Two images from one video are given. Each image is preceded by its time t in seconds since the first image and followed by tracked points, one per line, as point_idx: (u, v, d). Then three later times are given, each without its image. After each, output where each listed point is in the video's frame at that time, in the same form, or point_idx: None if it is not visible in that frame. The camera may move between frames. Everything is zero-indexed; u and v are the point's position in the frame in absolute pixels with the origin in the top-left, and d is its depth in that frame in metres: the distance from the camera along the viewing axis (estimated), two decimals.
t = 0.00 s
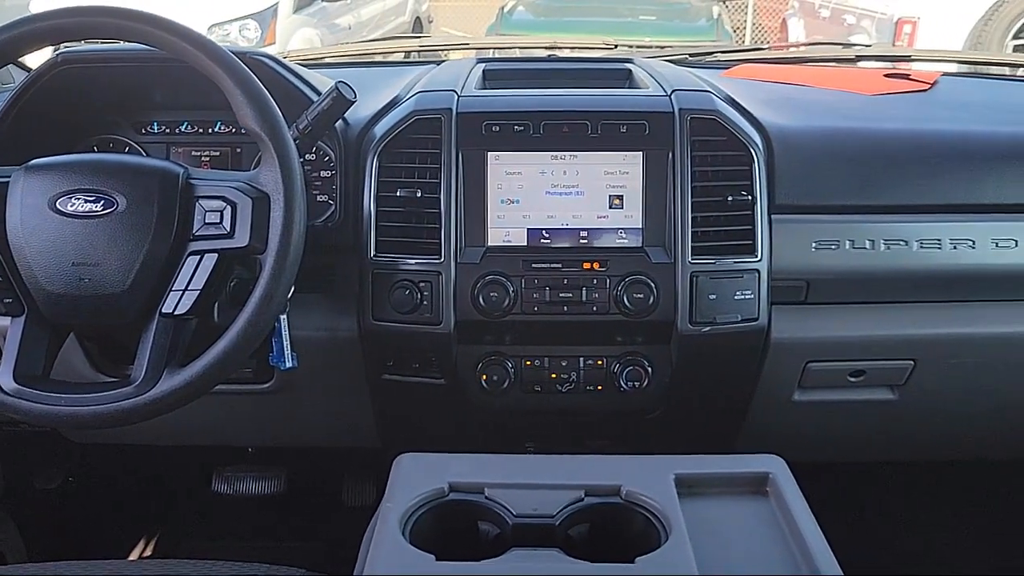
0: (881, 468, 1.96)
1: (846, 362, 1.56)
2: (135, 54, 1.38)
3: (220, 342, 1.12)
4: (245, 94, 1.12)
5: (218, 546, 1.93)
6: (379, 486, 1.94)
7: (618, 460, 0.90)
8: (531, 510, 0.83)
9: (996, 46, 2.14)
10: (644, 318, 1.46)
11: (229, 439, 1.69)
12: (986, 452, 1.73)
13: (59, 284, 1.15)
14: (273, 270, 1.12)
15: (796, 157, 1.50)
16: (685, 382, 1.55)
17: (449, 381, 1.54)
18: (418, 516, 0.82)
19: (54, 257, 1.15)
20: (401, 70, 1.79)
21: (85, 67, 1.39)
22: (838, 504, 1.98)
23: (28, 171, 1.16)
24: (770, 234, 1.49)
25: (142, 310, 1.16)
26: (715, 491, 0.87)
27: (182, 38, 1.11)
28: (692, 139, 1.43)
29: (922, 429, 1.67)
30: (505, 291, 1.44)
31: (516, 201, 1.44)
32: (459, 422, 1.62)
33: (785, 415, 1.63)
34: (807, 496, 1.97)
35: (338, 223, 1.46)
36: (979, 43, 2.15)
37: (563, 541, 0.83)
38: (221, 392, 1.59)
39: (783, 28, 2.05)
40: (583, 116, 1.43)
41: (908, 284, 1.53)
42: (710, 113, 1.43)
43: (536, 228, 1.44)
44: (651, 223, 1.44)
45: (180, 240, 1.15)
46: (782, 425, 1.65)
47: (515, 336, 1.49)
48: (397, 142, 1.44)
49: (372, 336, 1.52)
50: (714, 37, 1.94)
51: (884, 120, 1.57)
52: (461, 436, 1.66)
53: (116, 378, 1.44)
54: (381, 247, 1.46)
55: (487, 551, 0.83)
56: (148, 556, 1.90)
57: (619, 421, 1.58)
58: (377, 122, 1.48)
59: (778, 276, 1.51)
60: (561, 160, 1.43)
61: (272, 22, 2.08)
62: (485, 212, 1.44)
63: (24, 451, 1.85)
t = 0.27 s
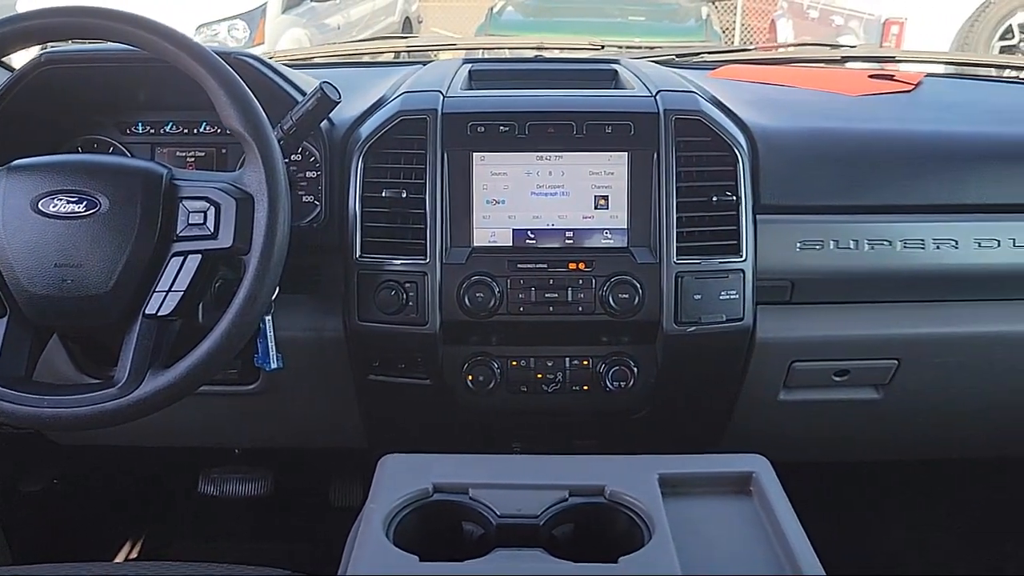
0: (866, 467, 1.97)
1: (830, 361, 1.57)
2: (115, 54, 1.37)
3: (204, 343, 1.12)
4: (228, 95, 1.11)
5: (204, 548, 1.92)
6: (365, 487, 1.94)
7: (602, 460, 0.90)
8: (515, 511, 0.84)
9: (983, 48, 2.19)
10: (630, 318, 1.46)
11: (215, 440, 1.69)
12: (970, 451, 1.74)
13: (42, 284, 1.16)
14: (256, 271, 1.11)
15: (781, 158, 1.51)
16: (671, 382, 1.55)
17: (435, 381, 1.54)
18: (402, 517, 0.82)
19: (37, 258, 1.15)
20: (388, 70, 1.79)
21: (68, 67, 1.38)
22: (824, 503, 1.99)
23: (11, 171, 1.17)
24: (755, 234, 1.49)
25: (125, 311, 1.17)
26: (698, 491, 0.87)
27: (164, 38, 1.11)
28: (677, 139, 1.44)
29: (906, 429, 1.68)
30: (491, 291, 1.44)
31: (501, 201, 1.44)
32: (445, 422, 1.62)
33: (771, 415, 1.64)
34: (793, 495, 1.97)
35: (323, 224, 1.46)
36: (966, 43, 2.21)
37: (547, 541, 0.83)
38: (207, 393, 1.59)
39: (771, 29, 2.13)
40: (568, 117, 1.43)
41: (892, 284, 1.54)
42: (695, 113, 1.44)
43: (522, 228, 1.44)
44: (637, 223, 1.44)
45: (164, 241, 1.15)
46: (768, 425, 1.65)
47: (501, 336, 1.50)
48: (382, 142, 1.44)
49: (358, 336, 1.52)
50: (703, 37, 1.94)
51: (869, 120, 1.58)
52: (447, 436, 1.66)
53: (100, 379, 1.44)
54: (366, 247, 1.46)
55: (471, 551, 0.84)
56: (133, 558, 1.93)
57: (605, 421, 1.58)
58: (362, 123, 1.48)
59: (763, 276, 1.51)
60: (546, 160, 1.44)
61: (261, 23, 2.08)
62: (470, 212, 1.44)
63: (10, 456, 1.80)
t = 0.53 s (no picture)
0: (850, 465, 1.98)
1: (813, 360, 1.58)
2: (97, 54, 1.37)
3: (186, 345, 1.12)
4: (210, 95, 1.11)
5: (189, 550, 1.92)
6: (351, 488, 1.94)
7: (586, 460, 0.91)
8: (498, 512, 0.84)
9: (968, 48, 2.17)
10: (615, 318, 1.47)
11: (199, 442, 1.69)
12: (952, 450, 1.75)
13: (24, 285, 1.17)
14: (239, 273, 1.11)
15: (765, 158, 1.51)
16: (655, 382, 1.56)
17: (420, 382, 1.54)
18: (385, 518, 0.82)
19: (20, 259, 1.17)
20: (372, 70, 1.79)
21: (50, 68, 1.38)
22: (809, 502, 1.99)
23: None
24: (738, 235, 1.50)
25: (107, 312, 1.17)
26: (681, 491, 0.87)
27: (143, 38, 1.10)
28: (661, 140, 1.44)
29: (890, 427, 1.69)
30: (475, 292, 1.44)
31: (486, 202, 1.44)
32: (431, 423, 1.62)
33: (755, 415, 1.64)
34: (778, 494, 1.98)
35: (307, 225, 1.47)
36: (953, 43, 2.18)
37: (529, 540, 0.84)
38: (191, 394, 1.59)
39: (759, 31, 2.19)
40: (552, 117, 1.43)
41: (875, 284, 1.54)
42: (678, 114, 1.44)
43: (506, 229, 1.44)
44: (621, 223, 1.45)
45: (146, 241, 1.15)
46: (752, 425, 1.66)
47: (486, 336, 1.49)
48: (366, 143, 1.44)
49: (343, 337, 1.52)
50: (690, 38, 1.95)
51: (851, 121, 1.59)
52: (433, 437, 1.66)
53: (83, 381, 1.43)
54: (351, 248, 1.46)
55: (454, 552, 0.84)
56: (118, 561, 1.90)
57: (590, 421, 1.59)
58: (346, 123, 1.48)
59: (747, 276, 1.52)
60: (531, 161, 1.44)
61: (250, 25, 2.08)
62: (455, 213, 1.44)
63: None
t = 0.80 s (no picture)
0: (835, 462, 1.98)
1: (796, 358, 1.58)
2: (77, 53, 1.36)
3: (167, 344, 1.12)
4: (189, 93, 1.11)
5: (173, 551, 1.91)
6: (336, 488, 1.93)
7: (568, 458, 0.91)
8: (479, 510, 0.84)
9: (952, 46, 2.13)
10: (599, 316, 1.47)
11: (182, 442, 1.68)
12: (935, 446, 1.76)
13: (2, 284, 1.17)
14: (221, 271, 1.11)
15: (748, 156, 1.51)
16: (639, 380, 1.56)
17: (404, 381, 1.54)
18: (367, 517, 0.82)
19: None
20: (358, 69, 1.78)
21: (29, 66, 1.37)
22: (794, 498, 2.00)
23: None
24: (722, 232, 1.50)
25: (86, 312, 1.17)
26: (662, 488, 0.87)
27: (121, 35, 1.10)
28: (644, 139, 1.44)
29: (873, 423, 1.69)
30: (459, 291, 1.44)
31: (469, 200, 1.44)
32: (415, 422, 1.62)
33: (740, 412, 1.65)
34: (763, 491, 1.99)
35: (291, 224, 1.46)
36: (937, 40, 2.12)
37: (514, 539, 0.83)
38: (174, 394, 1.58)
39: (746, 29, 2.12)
40: (535, 116, 1.43)
41: (857, 281, 1.55)
42: (661, 112, 1.44)
43: (489, 228, 1.44)
44: (604, 221, 1.45)
45: (125, 244, 1.15)
46: (736, 422, 1.67)
47: (470, 335, 1.49)
48: (349, 142, 1.44)
49: (326, 336, 1.51)
50: (677, 37, 1.95)
51: (834, 119, 1.59)
52: (418, 436, 1.66)
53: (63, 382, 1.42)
54: (334, 247, 1.46)
55: (437, 550, 0.84)
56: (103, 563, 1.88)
57: (574, 419, 1.59)
58: (328, 122, 1.48)
59: (730, 274, 1.52)
60: (514, 159, 1.44)
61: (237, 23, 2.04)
62: (438, 211, 1.44)
63: None
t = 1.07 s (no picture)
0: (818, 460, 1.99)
1: (778, 357, 1.59)
2: (56, 53, 1.36)
3: (145, 346, 1.12)
4: (168, 92, 1.11)
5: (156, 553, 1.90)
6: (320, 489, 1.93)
7: (549, 458, 0.91)
8: (459, 510, 0.84)
9: (937, 47, 2.02)
10: (581, 316, 1.47)
11: (164, 443, 1.67)
12: (916, 444, 1.77)
13: None
14: (200, 272, 1.11)
15: (729, 156, 1.52)
16: (622, 380, 1.56)
17: (386, 382, 1.54)
18: (346, 518, 0.82)
19: None
20: (342, 70, 1.78)
21: (11, 66, 1.38)
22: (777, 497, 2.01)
23: None
24: (703, 232, 1.50)
25: (65, 312, 1.18)
26: (643, 487, 0.88)
27: (98, 33, 1.10)
28: (626, 139, 1.44)
29: (855, 421, 1.70)
30: (441, 291, 1.44)
31: (451, 200, 1.44)
32: (398, 423, 1.61)
33: (722, 412, 1.65)
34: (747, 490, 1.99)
35: (272, 223, 1.46)
36: (921, 42, 2.02)
37: (493, 540, 0.83)
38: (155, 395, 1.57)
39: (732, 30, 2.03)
40: (517, 116, 1.43)
41: (838, 280, 1.56)
42: (642, 112, 1.45)
43: (471, 228, 1.44)
44: (586, 222, 1.45)
45: (104, 244, 1.15)
46: (719, 421, 1.67)
47: (452, 336, 1.49)
48: (330, 142, 1.43)
49: (308, 337, 1.51)
50: (664, 37, 1.95)
51: (815, 119, 1.60)
52: (401, 437, 1.66)
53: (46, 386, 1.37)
54: (316, 247, 1.45)
55: (416, 551, 0.83)
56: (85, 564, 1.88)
57: (557, 419, 1.59)
58: (310, 122, 1.47)
59: (713, 274, 1.53)
60: (496, 159, 1.44)
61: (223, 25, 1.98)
62: (420, 212, 1.43)
63: None
